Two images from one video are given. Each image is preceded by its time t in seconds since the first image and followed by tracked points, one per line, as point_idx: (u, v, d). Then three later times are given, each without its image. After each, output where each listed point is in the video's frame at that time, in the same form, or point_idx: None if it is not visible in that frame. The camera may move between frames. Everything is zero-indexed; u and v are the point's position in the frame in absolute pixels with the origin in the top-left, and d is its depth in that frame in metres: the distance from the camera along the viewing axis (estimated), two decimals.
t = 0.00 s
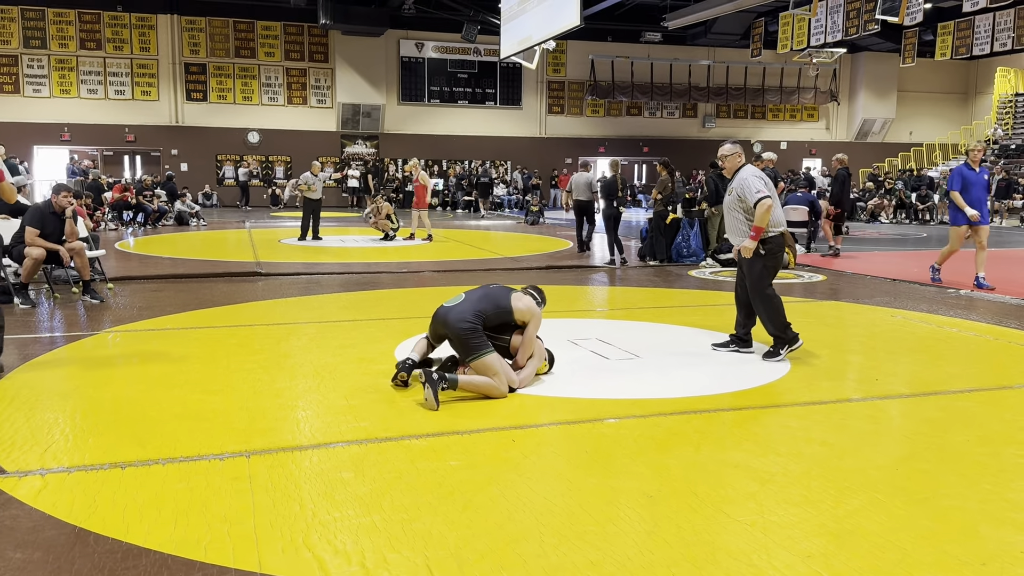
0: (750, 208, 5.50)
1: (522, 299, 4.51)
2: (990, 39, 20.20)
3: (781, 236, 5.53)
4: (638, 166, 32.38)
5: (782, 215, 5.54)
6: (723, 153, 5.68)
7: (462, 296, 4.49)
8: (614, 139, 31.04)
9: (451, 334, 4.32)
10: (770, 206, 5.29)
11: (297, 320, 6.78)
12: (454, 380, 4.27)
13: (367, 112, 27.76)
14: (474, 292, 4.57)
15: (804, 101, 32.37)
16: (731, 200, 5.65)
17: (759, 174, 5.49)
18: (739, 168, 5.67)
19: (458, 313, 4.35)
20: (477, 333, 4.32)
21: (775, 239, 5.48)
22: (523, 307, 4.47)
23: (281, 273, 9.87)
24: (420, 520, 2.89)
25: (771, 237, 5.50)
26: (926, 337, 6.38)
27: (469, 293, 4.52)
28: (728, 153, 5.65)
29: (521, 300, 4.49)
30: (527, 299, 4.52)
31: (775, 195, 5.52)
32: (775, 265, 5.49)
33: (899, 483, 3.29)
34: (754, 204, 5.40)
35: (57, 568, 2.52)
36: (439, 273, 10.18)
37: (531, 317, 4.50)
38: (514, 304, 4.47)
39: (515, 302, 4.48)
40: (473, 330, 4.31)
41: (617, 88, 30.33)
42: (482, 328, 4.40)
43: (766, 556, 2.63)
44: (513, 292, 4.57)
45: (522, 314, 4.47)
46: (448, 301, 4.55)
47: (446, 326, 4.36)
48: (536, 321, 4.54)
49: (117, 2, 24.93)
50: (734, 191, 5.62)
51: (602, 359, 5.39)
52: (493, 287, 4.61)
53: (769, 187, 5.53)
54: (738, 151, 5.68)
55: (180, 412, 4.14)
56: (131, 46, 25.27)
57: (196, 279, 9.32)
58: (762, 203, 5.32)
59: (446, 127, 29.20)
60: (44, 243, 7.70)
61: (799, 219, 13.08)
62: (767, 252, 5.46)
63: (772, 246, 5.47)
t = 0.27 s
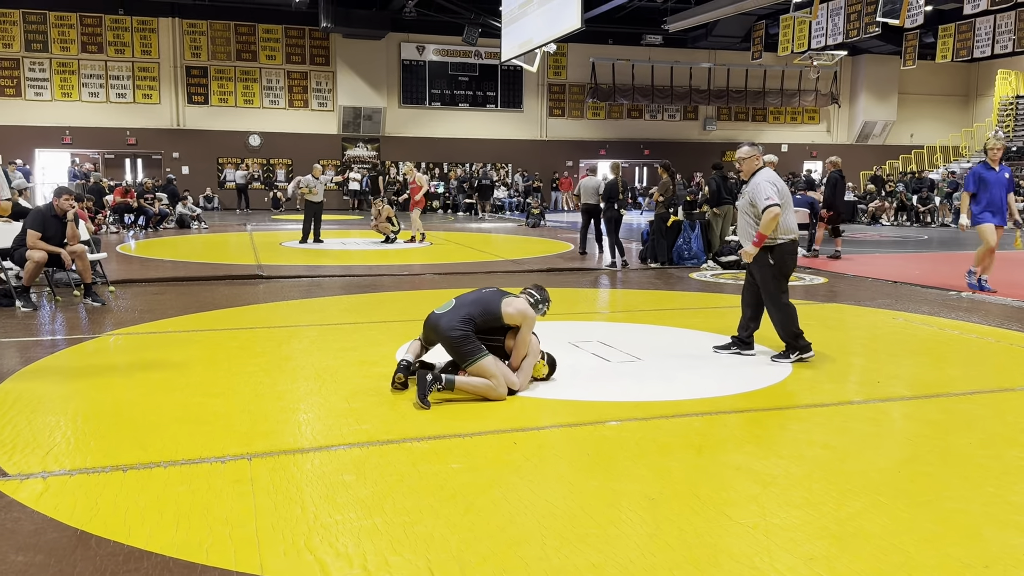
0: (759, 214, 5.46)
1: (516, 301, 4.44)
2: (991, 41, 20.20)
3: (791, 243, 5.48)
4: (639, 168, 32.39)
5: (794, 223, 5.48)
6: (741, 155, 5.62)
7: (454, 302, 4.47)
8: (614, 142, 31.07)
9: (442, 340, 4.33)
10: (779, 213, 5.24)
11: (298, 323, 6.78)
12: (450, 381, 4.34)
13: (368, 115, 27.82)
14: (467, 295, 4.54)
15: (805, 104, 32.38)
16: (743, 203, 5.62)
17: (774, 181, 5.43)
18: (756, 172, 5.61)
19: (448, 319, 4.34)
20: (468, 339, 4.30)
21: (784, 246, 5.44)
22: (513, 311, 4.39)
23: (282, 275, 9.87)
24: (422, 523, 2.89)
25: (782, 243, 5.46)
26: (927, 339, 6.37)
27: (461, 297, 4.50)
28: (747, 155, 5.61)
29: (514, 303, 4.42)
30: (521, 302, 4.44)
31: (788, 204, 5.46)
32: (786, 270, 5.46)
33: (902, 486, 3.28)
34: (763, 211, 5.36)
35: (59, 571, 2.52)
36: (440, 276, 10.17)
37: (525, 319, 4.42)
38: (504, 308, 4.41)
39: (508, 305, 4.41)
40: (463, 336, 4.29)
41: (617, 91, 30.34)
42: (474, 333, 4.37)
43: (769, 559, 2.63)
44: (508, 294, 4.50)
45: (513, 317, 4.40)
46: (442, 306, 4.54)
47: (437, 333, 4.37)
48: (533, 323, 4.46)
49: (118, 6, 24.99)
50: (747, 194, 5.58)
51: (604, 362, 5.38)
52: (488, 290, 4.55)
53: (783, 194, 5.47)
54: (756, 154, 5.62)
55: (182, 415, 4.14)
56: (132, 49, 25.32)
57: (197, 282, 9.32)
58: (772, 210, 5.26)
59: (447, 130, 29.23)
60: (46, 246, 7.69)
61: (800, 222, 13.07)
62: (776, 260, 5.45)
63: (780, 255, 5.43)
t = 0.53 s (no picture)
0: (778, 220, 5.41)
1: (527, 307, 4.41)
2: (993, 42, 20.20)
3: (813, 246, 5.43)
4: (640, 170, 32.38)
5: (814, 228, 5.42)
6: (762, 157, 5.56)
7: (465, 300, 4.48)
8: (616, 143, 31.06)
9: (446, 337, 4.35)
10: (797, 219, 5.18)
11: (299, 325, 6.78)
12: (449, 386, 4.34)
13: (370, 117, 27.85)
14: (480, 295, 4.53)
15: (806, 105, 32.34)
16: (763, 207, 5.58)
17: (795, 186, 5.34)
18: (777, 175, 5.56)
19: (455, 316, 4.35)
20: (472, 338, 4.30)
21: (805, 250, 5.40)
22: (522, 316, 4.37)
23: (284, 277, 9.88)
24: (424, 525, 2.89)
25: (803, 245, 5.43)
26: (929, 341, 6.37)
27: (472, 296, 4.50)
28: (767, 158, 5.56)
29: (525, 308, 4.39)
30: (531, 308, 4.41)
31: (808, 211, 5.38)
32: (805, 276, 5.44)
33: (904, 488, 3.28)
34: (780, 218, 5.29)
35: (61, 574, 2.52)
36: (441, 278, 10.17)
37: (533, 326, 4.38)
38: (513, 311, 4.39)
39: (518, 310, 4.38)
40: (467, 335, 4.29)
41: (619, 93, 30.34)
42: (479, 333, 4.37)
43: (772, 562, 2.63)
44: (521, 298, 4.47)
45: (522, 323, 4.37)
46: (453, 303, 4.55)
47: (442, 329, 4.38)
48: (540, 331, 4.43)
49: (120, 8, 25.05)
50: (767, 199, 5.53)
51: (606, 364, 5.38)
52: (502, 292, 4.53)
53: (804, 201, 5.38)
54: (777, 157, 5.56)
55: (183, 418, 4.15)
56: (134, 52, 25.37)
57: (199, 284, 9.33)
58: (788, 217, 5.21)
59: (448, 132, 29.25)
60: (48, 249, 7.70)
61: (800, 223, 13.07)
62: (797, 262, 5.43)
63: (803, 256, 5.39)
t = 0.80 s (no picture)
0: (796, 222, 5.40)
1: (544, 319, 4.40)
2: (995, 43, 20.20)
3: (829, 249, 5.42)
4: (642, 171, 32.37)
5: (832, 229, 5.41)
6: (778, 158, 5.57)
7: (483, 301, 4.48)
8: (618, 144, 31.04)
9: (458, 334, 4.36)
10: (814, 221, 5.16)
11: (301, 326, 6.78)
12: (450, 391, 4.35)
13: (372, 118, 27.85)
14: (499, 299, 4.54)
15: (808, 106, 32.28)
16: (781, 209, 5.57)
17: (811, 187, 5.32)
18: (793, 175, 5.55)
19: (470, 314, 4.36)
20: (483, 338, 4.30)
21: (822, 252, 5.39)
22: (539, 329, 4.36)
23: (286, 279, 9.88)
24: (426, 527, 2.88)
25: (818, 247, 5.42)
26: (932, 342, 6.35)
27: (491, 298, 4.50)
28: (783, 158, 5.56)
29: (543, 320, 4.38)
30: (548, 320, 4.40)
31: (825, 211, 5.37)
32: (817, 280, 5.42)
33: (908, 489, 3.27)
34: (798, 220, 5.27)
35: None
36: (443, 279, 10.17)
37: (546, 338, 4.38)
38: (530, 319, 4.37)
39: (535, 320, 4.38)
40: (479, 335, 4.29)
41: (620, 94, 30.32)
42: (491, 335, 4.37)
43: (775, 563, 2.62)
44: (539, 309, 4.46)
45: (537, 336, 4.37)
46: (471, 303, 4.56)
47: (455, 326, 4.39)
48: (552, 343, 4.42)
49: (123, 10, 25.11)
50: (785, 200, 5.52)
51: (608, 365, 5.37)
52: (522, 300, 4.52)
53: (820, 201, 5.37)
54: (793, 157, 5.56)
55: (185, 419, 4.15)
56: (137, 54, 25.42)
57: (202, 285, 9.34)
58: (806, 218, 5.19)
59: (450, 133, 29.27)
60: (51, 250, 7.70)
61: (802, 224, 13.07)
62: (813, 263, 5.41)
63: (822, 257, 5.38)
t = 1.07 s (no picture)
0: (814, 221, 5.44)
1: (546, 315, 4.42)
2: (998, 43, 20.14)
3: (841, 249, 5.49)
4: (644, 172, 32.35)
5: (846, 229, 5.48)
6: (795, 157, 5.55)
7: (486, 299, 4.47)
8: (620, 145, 31.03)
9: (463, 334, 4.34)
10: (835, 221, 5.21)
11: (303, 327, 6.79)
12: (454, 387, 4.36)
13: (374, 119, 27.90)
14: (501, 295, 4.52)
15: (810, 107, 32.16)
16: (796, 208, 5.59)
17: (830, 187, 5.37)
18: (809, 175, 5.58)
19: (475, 314, 4.34)
20: (489, 338, 4.29)
21: (837, 251, 5.46)
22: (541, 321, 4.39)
23: (288, 280, 9.88)
24: (428, 528, 2.88)
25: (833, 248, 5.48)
26: (935, 343, 6.34)
27: (493, 296, 4.49)
28: (800, 158, 5.57)
29: (545, 316, 4.41)
30: (550, 317, 4.42)
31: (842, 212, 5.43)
32: (828, 280, 5.46)
33: (910, 490, 3.26)
34: (818, 220, 5.32)
35: None
36: (445, 280, 10.18)
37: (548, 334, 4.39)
38: (532, 315, 4.40)
39: (538, 317, 4.40)
40: (484, 334, 4.28)
41: (622, 95, 30.24)
42: (495, 334, 4.37)
43: (777, 564, 2.61)
44: (539, 305, 4.48)
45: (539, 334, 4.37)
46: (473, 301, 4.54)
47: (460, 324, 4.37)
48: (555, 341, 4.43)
49: (125, 11, 25.14)
50: (801, 199, 5.55)
51: (610, 365, 5.38)
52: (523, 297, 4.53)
53: (838, 202, 5.42)
54: (809, 157, 5.58)
55: (187, 419, 4.15)
56: (139, 55, 25.45)
57: (205, 286, 9.35)
58: (827, 218, 5.24)
59: (452, 133, 29.27)
60: (53, 251, 7.70)
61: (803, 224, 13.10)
62: (825, 263, 5.45)
63: (833, 259, 5.44)
